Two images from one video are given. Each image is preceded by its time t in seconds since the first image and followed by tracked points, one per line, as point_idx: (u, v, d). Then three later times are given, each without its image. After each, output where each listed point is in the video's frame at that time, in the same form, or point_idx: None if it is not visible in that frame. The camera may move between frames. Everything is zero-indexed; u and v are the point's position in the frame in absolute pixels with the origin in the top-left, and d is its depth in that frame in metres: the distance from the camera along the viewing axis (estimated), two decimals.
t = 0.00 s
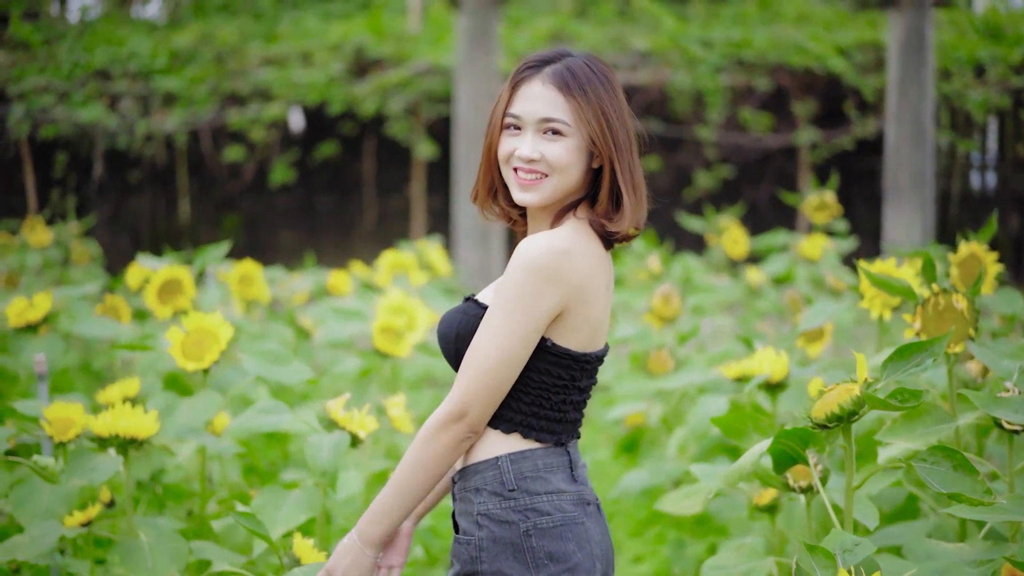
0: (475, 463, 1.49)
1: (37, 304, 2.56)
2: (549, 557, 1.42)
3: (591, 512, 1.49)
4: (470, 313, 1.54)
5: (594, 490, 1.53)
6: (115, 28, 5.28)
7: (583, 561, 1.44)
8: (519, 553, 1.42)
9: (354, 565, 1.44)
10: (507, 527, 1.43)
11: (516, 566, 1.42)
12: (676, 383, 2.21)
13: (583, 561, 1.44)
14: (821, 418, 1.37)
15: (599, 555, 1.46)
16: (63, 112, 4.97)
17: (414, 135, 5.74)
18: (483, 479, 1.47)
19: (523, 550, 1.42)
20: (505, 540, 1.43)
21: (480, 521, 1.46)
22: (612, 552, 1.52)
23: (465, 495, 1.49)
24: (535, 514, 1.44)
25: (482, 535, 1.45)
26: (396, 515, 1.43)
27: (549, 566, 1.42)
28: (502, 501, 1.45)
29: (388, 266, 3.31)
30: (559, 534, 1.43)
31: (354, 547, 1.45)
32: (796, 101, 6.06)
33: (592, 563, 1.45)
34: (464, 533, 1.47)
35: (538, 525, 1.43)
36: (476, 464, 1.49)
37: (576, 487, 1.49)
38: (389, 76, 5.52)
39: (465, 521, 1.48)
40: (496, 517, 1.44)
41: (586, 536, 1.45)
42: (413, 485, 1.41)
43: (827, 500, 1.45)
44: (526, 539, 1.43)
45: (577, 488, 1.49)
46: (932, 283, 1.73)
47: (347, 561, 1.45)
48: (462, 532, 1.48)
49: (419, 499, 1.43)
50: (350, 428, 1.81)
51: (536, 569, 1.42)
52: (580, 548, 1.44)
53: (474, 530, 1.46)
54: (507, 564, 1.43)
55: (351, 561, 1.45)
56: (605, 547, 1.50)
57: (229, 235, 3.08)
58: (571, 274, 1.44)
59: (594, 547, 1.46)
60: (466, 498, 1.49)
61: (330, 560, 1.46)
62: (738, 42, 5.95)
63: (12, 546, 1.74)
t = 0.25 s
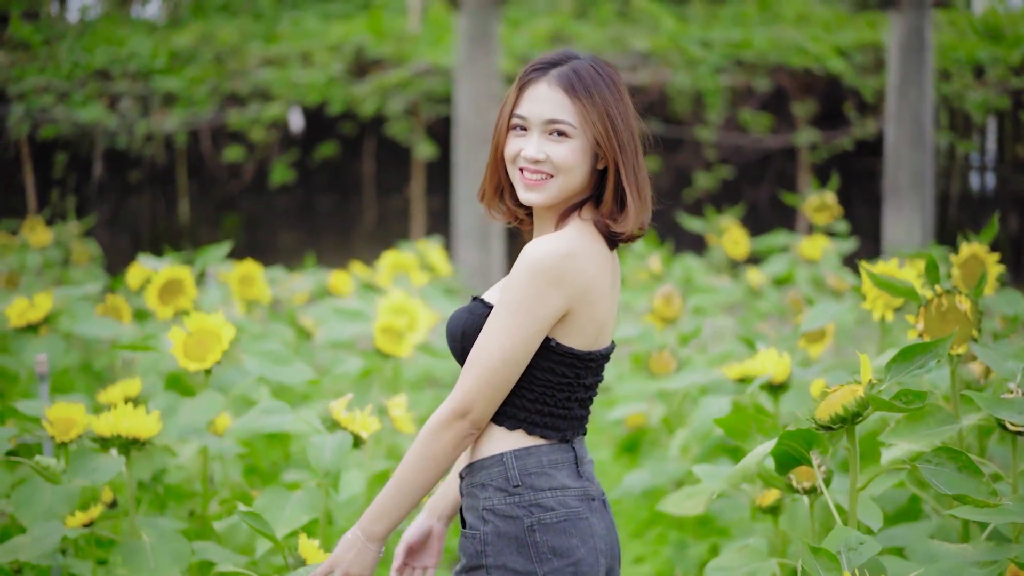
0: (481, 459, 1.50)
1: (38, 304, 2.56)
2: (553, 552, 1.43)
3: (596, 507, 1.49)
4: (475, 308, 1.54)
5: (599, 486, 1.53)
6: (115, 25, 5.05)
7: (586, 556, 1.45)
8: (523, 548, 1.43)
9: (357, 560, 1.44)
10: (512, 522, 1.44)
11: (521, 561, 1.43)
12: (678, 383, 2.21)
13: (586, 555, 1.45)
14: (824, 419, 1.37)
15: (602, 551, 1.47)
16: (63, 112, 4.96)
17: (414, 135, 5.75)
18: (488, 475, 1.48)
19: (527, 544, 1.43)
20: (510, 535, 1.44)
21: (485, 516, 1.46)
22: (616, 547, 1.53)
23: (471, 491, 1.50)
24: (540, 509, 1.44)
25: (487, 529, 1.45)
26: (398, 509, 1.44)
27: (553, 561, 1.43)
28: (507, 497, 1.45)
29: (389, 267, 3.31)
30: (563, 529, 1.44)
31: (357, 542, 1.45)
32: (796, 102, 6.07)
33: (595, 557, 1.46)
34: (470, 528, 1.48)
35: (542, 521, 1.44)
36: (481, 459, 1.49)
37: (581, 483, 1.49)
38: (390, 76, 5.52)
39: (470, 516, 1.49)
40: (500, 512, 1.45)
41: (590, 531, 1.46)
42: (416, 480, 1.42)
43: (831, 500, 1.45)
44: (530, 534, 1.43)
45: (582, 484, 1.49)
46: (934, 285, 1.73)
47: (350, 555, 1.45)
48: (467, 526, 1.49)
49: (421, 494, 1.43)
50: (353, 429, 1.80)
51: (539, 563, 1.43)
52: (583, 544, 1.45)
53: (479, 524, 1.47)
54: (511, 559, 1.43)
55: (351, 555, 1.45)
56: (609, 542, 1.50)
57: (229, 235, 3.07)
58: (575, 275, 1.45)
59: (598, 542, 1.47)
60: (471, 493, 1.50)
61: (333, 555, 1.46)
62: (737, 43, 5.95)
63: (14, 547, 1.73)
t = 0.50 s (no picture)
0: (492, 454, 1.52)
1: (43, 305, 2.57)
2: (561, 546, 1.45)
3: (605, 501, 1.51)
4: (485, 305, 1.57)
5: (610, 480, 1.55)
6: (116, 27, 5.24)
7: (594, 550, 1.46)
8: (532, 542, 1.45)
9: (364, 555, 1.45)
10: (521, 516, 1.46)
11: (529, 554, 1.45)
12: (684, 384, 2.21)
13: (595, 550, 1.46)
14: (834, 420, 1.37)
15: (612, 544, 1.49)
16: (66, 112, 5.01)
17: (418, 136, 5.73)
18: (498, 470, 1.50)
19: (536, 538, 1.45)
20: (519, 529, 1.46)
21: (495, 510, 1.49)
22: (627, 542, 1.54)
23: (481, 485, 1.53)
24: (548, 504, 1.46)
25: (496, 524, 1.48)
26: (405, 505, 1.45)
27: (561, 554, 1.45)
28: (517, 492, 1.48)
29: (394, 267, 3.31)
30: (572, 523, 1.46)
31: (364, 537, 1.45)
32: (800, 102, 6.07)
33: (605, 551, 1.47)
34: (480, 522, 1.50)
35: (550, 515, 1.45)
36: (492, 455, 1.52)
37: (591, 477, 1.51)
38: (393, 77, 5.51)
39: (481, 511, 1.51)
40: (510, 506, 1.47)
41: (599, 526, 1.47)
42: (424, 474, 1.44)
43: (839, 501, 1.45)
44: (539, 528, 1.45)
45: (591, 479, 1.51)
46: (943, 286, 1.72)
47: (358, 550, 1.46)
48: (478, 521, 1.51)
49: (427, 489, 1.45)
50: (359, 430, 1.81)
51: (548, 557, 1.45)
52: (592, 538, 1.46)
53: (489, 518, 1.49)
54: (519, 553, 1.45)
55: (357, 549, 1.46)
56: (619, 537, 1.52)
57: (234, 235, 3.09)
58: (582, 274, 1.46)
59: (607, 537, 1.48)
60: (482, 488, 1.52)
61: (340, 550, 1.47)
62: (740, 43, 5.95)
63: (20, 548, 1.73)
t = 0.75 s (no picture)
0: (500, 448, 1.61)
1: (45, 306, 2.57)
2: (568, 538, 1.53)
3: (611, 494, 1.59)
4: (493, 305, 1.65)
5: (615, 474, 1.63)
6: (116, 27, 4.94)
7: (600, 542, 1.54)
8: (540, 534, 1.53)
9: (373, 551, 1.51)
10: (529, 509, 1.54)
11: (536, 546, 1.53)
12: (688, 385, 2.19)
13: (601, 542, 1.54)
14: (839, 422, 1.37)
15: (617, 536, 1.56)
16: (66, 113, 4.76)
17: (418, 137, 5.73)
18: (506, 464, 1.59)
19: (543, 531, 1.53)
20: (527, 522, 1.54)
21: (504, 503, 1.57)
22: (633, 533, 1.62)
23: (491, 479, 1.61)
24: (555, 497, 1.54)
25: (505, 516, 1.56)
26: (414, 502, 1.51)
27: (568, 546, 1.53)
28: (524, 485, 1.56)
29: (395, 268, 3.31)
30: (578, 516, 1.54)
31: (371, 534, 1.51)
32: (800, 103, 6.10)
33: (610, 543, 1.55)
34: (490, 515, 1.59)
35: (557, 508, 1.53)
36: (501, 449, 1.61)
37: (597, 471, 1.59)
38: (394, 77, 5.50)
39: (490, 504, 1.60)
40: (518, 500, 1.55)
41: (604, 518, 1.55)
42: (434, 469, 1.50)
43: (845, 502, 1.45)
44: (546, 521, 1.53)
45: (598, 472, 1.59)
46: (947, 287, 1.72)
47: (366, 548, 1.51)
48: (488, 514, 1.60)
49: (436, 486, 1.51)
50: (363, 431, 1.80)
51: (555, 550, 1.52)
52: (598, 531, 1.54)
53: (497, 511, 1.57)
54: (527, 545, 1.53)
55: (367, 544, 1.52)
56: (626, 529, 1.59)
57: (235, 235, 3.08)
58: (585, 274, 1.54)
59: (612, 529, 1.56)
60: (492, 482, 1.61)
61: (348, 548, 1.52)
62: (741, 44, 5.95)
63: (23, 550, 1.73)
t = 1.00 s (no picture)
0: (509, 442, 1.62)
1: (47, 306, 2.57)
2: (575, 533, 1.54)
3: (620, 488, 1.60)
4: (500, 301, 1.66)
5: (623, 468, 1.64)
6: (116, 27, 4.99)
7: (608, 536, 1.55)
8: (548, 528, 1.54)
9: (383, 550, 1.52)
10: (537, 504, 1.55)
11: (544, 540, 1.54)
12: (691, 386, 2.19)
13: (608, 536, 1.55)
14: (846, 422, 1.37)
15: (625, 530, 1.57)
16: (67, 114, 4.77)
17: (419, 137, 5.71)
18: (515, 458, 1.60)
19: (551, 525, 1.54)
20: (535, 516, 1.55)
21: (512, 497, 1.58)
22: (641, 527, 1.63)
23: (499, 473, 1.62)
24: (563, 492, 1.55)
25: (513, 510, 1.57)
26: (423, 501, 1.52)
27: (576, 540, 1.54)
28: (533, 480, 1.57)
29: (397, 268, 3.32)
30: (586, 511, 1.54)
31: (382, 533, 1.52)
32: (800, 104, 6.08)
33: (618, 537, 1.56)
34: (498, 509, 1.60)
35: (565, 503, 1.54)
36: (510, 443, 1.61)
37: (605, 465, 1.60)
38: (394, 78, 5.46)
39: (499, 498, 1.61)
40: (526, 494, 1.56)
41: (612, 512, 1.56)
42: (444, 468, 1.51)
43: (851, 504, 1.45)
44: (554, 515, 1.54)
45: (606, 467, 1.60)
46: (952, 287, 1.72)
47: (375, 547, 1.52)
48: (496, 507, 1.61)
49: (445, 483, 1.53)
50: (367, 432, 1.80)
51: (563, 544, 1.54)
52: (606, 525, 1.55)
53: (506, 505, 1.58)
54: (535, 539, 1.55)
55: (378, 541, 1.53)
56: (634, 523, 1.60)
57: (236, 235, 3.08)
58: (592, 271, 1.55)
59: (620, 523, 1.57)
60: (500, 476, 1.62)
61: (358, 548, 1.53)
62: (742, 44, 5.91)
63: (26, 551, 1.73)
